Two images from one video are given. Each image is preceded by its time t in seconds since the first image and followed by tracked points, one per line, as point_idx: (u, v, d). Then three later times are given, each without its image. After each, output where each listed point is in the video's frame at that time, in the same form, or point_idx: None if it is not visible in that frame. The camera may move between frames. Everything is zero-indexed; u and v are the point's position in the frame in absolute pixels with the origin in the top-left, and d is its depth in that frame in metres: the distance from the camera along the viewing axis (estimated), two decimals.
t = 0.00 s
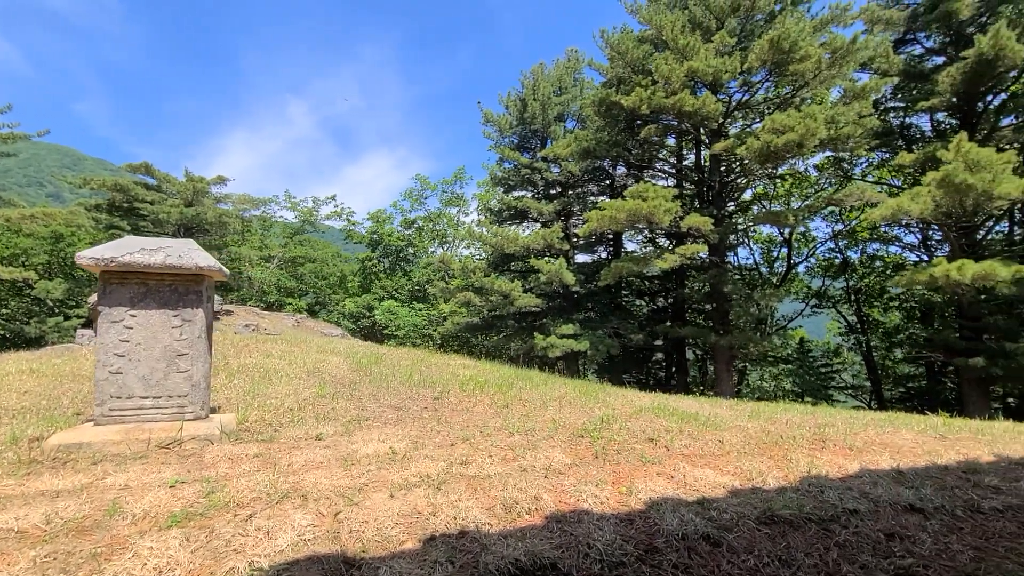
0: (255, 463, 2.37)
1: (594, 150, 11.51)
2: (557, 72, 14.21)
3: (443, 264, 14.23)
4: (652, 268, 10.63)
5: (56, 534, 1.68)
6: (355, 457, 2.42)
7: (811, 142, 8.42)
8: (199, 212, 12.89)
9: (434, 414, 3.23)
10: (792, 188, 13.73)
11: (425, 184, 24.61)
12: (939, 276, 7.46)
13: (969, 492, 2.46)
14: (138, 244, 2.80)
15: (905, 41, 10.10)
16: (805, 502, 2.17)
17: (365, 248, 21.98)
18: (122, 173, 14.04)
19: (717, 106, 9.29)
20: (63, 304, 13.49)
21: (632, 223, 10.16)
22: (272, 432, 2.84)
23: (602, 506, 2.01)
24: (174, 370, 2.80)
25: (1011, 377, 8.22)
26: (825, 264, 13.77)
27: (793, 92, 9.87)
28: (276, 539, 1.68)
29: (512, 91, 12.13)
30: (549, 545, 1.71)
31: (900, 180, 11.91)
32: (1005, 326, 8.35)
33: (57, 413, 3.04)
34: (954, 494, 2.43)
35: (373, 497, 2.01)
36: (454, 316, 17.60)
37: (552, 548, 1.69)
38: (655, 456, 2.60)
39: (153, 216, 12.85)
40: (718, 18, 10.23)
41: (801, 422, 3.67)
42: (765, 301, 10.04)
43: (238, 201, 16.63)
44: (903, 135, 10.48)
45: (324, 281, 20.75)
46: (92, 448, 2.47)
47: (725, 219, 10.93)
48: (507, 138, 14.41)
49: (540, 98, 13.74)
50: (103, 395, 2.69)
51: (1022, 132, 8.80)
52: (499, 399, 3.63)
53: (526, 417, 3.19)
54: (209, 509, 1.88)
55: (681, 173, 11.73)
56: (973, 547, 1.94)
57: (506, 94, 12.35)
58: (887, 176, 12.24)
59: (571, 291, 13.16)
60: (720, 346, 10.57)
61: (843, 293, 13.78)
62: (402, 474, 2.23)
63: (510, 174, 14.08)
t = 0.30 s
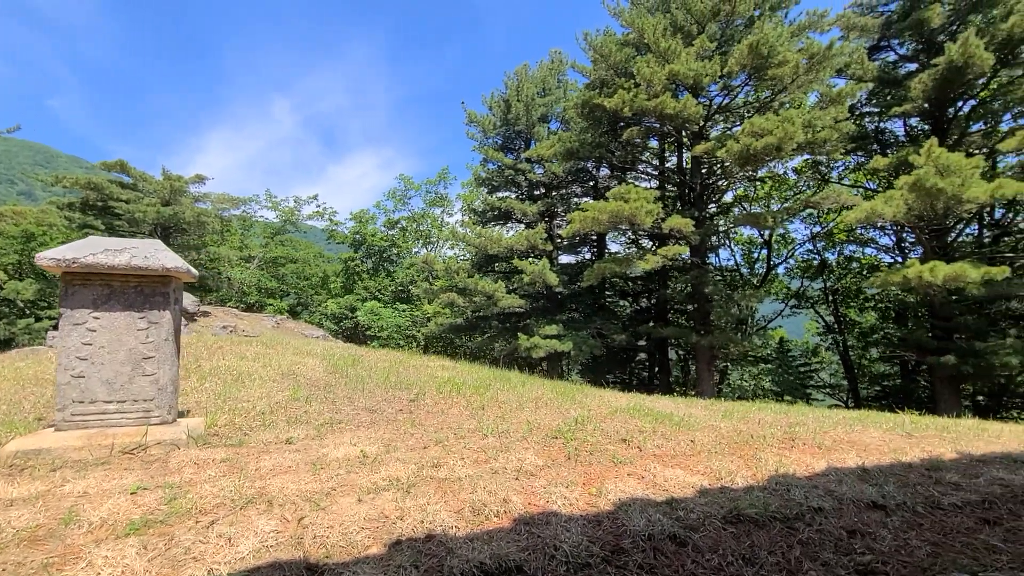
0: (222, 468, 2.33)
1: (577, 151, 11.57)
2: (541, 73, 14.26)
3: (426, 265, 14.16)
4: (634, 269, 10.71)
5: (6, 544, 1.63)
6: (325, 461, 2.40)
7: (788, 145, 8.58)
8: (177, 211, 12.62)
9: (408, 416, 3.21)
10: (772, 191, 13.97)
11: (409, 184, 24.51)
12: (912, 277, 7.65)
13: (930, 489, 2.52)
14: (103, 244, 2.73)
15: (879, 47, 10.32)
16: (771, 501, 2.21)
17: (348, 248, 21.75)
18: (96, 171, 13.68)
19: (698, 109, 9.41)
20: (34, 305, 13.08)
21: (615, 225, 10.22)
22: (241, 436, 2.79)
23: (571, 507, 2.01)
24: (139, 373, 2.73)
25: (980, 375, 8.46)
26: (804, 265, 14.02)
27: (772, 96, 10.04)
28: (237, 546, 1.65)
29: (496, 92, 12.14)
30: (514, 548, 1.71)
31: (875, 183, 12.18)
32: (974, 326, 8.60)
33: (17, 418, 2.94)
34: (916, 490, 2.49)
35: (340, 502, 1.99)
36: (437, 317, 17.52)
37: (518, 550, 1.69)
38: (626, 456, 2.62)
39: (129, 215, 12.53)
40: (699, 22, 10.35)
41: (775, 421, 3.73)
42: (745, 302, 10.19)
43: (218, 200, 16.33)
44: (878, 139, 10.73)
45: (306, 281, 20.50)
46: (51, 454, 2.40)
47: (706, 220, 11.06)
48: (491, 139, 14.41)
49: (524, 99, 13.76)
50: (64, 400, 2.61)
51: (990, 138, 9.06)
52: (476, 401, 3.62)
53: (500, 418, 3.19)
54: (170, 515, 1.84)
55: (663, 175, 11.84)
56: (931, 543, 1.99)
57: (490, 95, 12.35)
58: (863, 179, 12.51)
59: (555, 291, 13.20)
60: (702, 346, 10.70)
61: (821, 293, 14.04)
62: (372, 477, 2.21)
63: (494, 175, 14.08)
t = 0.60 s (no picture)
0: (183, 473, 2.28)
1: (558, 153, 11.63)
2: (522, 75, 14.29)
3: (407, 266, 14.06)
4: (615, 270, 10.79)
5: None
6: (289, 466, 2.36)
7: (764, 149, 8.74)
8: (150, 210, 12.30)
9: (380, 419, 3.18)
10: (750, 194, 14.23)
11: (390, 184, 24.36)
12: (882, 278, 7.86)
13: (889, 485, 2.59)
14: (59, 244, 2.64)
15: (852, 54, 10.55)
16: (736, 499, 2.24)
17: (328, 249, 21.35)
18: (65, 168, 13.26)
19: (676, 113, 9.53)
20: None
21: (595, 226, 10.28)
22: (205, 441, 2.74)
23: (537, 509, 2.01)
24: (97, 378, 2.65)
25: (947, 373, 8.72)
26: (781, 266, 14.31)
27: (748, 100, 10.23)
28: (191, 554, 1.61)
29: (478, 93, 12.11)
30: (477, 550, 1.70)
31: (848, 186, 12.48)
32: (941, 325, 8.87)
33: None
34: (876, 487, 2.56)
35: (303, 507, 1.96)
36: (419, 318, 17.40)
37: (481, 553, 1.68)
38: (595, 457, 2.63)
39: (100, 214, 12.16)
40: (678, 27, 10.49)
41: (745, 421, 3.78)
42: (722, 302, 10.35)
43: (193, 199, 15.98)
44: (850, 144, 10.99)
45: (284, 283, 20.17)
46: (1, 462, 2.31)
47: (685, 222, 11.20)
48: (472, 140, 14.40)
49: (505, 100, 13.78)
50: (17, 405, 2.52)
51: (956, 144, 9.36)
52: (449, 403, 3.60)
53: (472, 420, 3.18)
54: (123, 524, 1.79)
55: (644, 177, 11.96)
56: (886, 538, 2.04)
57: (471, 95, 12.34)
58: (836, 183, 12.81)
59: (536, 292, 13.23)
60: (681, 346, 10.82)
61: (797, 294, 14.34)
62: (337, 482, 2.18)
63: (475, 176, 14.06)
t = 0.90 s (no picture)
0: (130, 482, 2.18)
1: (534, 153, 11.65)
2: (499, 75, 14.28)
3: (382, 266, 13.88)
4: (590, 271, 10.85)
5: None
6: (245, 472, 2.29)
7: (734, 152, 8.92)
8: (113, 208, 11.85)
9: (343, 422, 3.12)
10: (723, 197, 14.53)
11: (365, 183, 24.07)
12: (846, 280, 8.10)
13: (846, 481, 2.66)
14: None
15: (819, 62, 10.84)
16: (697, 498, 2.26)
17: (302, 248, 20.89)
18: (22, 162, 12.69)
19: (650, 115, 9.66)
20: None
21: (570, 227, 10.33)
22: (158, 448, 2.63)
23: (498, 512, 1.99)
24: (40, 382, 2.52)
25: (907, 371, 9.03)
26: (752, 267, 14.67)
27: (720, 104, 10.42)
28: (131, 567, 1.54)
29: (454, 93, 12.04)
30: (434, 556, 1.66)
31: (815, 190, 12.82)
32: (902, 325, 9.18)
33: None
34: (833, 483, 2.62)
35: (256, 515, 1.90)
36: (394, 318, 17.20)
37: (438, 558, 1.65)
38: (560, 458, 2.62)
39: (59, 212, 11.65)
40: (652, 31, 10.62)
41: (711, 419, 3.84)
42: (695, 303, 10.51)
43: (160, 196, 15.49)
44: (817, 149, 11.31)
45: (256, 283, 19.59)
46: None
47: (659, 223, 11.34)
48: (449, 139, 14.31)
49: (482, 100, 13.74)
50: None
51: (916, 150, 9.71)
52: (416, 405, 3.55)
53: (438, 422, 3.14)
54: (61, 536, 1.70)
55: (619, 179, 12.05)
56: (841, 534, 2.08)
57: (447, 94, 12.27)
58: (804, 186, 13.15)
59: (512, 293, 13.23)
60: (655, 346, 10.96)
61: (768, 294, 14.70)
62: (294, 487, 2.13)
63: (451, 176, 13.99)
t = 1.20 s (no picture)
0: (58, 497, 2.03)
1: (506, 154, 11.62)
2: (472, 75, 14.21)
3: (352, 266, 13.63)
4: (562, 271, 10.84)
5: None
6: (186, 484, 2.16)
7: (701, 155, 9.08)
8: (65, 205, 11.26)
9: (299, 428, 3.00)
10: (692, 200, 14.86)
11: (335, 182, 23.61)
12: (808, 280, 8.32)
13: (803, 480, 2.69)
14: None
15: (782, 69, 11.12)
16: (657, 500, 2.24)
17: (269, 248, 20.29)
18: None
19: (620, 118, 9.74)
20: None
21: (542, 228, 10.33)
22: (93, 459, 2.47)
23: (453, 520, 1.93)
24: None
25: (865, 369, 9.34)
26: (721, 268, 15.07)
27: (689, 108, 10.60)
28: None
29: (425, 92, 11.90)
30: (381, 570, 1.59)
31: (780, 193, 13.16)
32: (861, 324, 9.50)
33: None
34: (790, 481, 2.65)
35: (194, 530, 1.79)
36: (364, 320, 16.88)
37: (385, 572, 1.58)
38: (520, 462, 2.57)
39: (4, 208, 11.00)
40: (623, 34, 10.73)
41: (675, 419, 3.86)
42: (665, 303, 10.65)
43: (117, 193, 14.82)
44: (781, 154, 11.61)
45: (220, 284, 19.14)
46: None
47: (629, 225, 11.45)
48: (420, 138, 14.15)
49: (454, 100, 13.64)
50: None
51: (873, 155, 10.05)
52: (377, 409, 3.45)
53: (398, 427, 3.05)
54: None
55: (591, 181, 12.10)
56: (796, 532, 2.10)
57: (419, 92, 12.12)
58: (770, 190, 13.49)
59: (485, 294, 13.16)
60: (626, 346, 11.06)
61: (735, 295, 15.04)
62: (238, 499, 2.02)
63: (423, 175, 13.83)
